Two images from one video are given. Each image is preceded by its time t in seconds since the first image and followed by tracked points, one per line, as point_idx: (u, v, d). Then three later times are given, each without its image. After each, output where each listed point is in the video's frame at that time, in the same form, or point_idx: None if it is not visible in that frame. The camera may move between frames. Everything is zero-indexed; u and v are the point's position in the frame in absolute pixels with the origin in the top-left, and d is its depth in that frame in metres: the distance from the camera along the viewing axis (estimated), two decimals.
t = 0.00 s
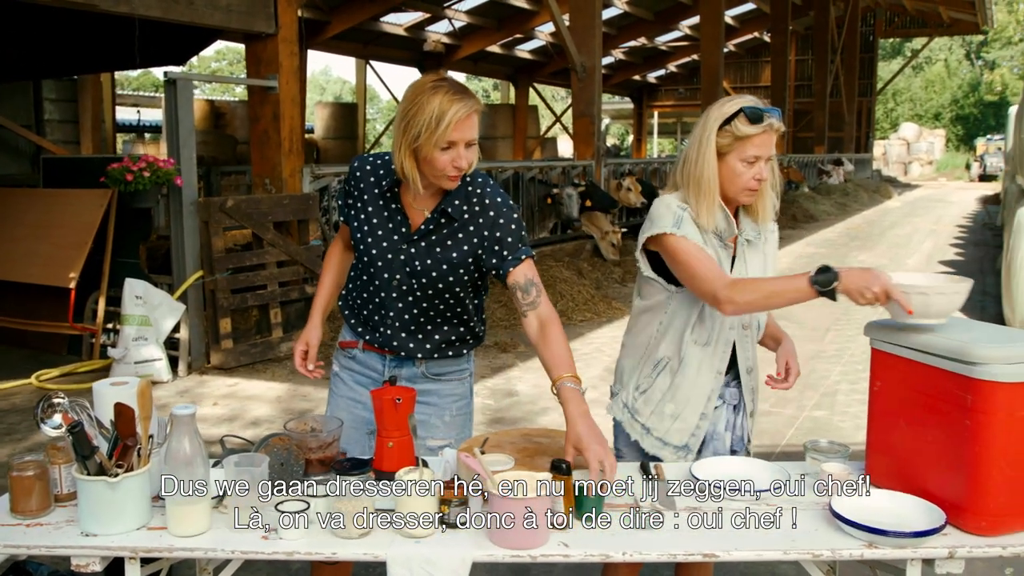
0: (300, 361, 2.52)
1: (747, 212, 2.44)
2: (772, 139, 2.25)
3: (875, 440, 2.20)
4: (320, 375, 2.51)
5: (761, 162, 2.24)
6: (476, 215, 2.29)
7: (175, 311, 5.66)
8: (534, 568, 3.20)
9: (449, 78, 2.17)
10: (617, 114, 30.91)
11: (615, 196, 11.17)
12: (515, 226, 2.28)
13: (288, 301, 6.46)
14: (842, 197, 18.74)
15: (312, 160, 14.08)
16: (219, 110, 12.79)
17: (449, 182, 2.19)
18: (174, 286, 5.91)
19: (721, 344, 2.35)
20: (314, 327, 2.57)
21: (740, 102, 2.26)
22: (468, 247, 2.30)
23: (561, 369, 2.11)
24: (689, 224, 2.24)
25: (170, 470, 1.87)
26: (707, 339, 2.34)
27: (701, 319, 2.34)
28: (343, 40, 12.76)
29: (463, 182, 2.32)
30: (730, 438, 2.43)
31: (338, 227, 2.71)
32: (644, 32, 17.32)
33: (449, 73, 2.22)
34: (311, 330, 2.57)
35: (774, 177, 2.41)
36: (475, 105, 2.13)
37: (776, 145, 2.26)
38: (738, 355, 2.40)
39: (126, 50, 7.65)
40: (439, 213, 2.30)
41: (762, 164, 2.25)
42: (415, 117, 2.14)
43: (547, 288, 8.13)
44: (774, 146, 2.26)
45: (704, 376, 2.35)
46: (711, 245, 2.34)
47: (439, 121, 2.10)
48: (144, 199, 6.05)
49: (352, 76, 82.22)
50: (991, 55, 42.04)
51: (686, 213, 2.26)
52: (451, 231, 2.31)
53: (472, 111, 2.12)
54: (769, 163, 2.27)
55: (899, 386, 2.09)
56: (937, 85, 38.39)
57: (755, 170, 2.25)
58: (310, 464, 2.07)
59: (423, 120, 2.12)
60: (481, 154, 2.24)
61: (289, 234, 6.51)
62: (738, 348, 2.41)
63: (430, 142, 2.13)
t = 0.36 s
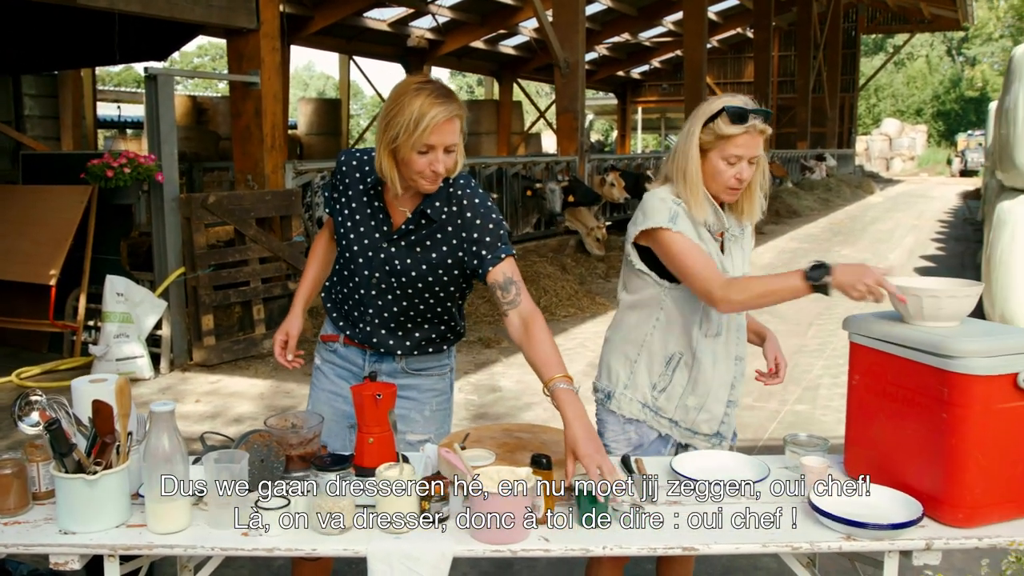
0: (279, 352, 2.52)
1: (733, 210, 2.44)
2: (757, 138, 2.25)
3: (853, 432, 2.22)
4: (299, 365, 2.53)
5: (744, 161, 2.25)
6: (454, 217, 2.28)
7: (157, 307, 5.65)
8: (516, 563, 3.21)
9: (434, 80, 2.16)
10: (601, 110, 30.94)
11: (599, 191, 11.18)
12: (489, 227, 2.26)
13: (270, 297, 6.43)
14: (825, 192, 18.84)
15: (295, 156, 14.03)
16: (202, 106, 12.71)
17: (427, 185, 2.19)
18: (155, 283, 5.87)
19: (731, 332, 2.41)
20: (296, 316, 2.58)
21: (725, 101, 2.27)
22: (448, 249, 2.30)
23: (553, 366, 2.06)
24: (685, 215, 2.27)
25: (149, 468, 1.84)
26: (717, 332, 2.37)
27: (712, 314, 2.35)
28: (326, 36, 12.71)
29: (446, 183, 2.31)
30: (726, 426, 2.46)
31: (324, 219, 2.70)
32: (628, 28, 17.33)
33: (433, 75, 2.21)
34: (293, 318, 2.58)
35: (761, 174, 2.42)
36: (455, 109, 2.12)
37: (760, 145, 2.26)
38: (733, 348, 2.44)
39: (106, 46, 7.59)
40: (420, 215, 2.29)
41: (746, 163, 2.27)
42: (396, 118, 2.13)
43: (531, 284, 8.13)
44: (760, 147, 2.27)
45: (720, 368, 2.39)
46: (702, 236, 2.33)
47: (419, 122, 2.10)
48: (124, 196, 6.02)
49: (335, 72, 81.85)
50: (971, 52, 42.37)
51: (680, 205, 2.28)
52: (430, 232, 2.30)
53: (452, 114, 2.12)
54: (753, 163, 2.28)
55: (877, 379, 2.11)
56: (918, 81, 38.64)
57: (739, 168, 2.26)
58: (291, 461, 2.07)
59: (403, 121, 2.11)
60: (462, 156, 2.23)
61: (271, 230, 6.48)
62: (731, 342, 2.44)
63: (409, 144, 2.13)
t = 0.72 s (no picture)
0: (264, 358, 2.51)
1: (722, 218, 2.41)
2: (735, 147, 2.22)
3: (836, 432, 2.23)
4: (286, 372, 2.51)
5: (720, 172, 2.22)
6: (438, 216, 2.29)
7: (142, 309, 5.60)
8: (502, 563, 3.21)
9: (401, 79, 2.17)
10: (588, 110, 30.97)
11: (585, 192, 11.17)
12: (477, 226, 2.28)
13: (256, 298, 6.42)
14: (810, 192, 18.92)
15: (281, 157, 14.00)
16: (187, 106, 12.65)
17: (398, 185, 2.19)
18: (140, 285, 5.85)
19: (676, 351, 2.43)
20: (280, 323, 2.57)
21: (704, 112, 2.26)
22: (432, 248, 2.30)
23: (521, 351, 2.14)
24: (630, 231, 2.41)
25: (132, 471, 1.82)
26: (658, 350, 2.44)
27: (645, 332, 2.44)
28: (312, 36, 12.68)
29: (424, 181, 2.30)
30: (699, 428, 2.49)
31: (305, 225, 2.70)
32: (614, 28, 17.36)
33: (404, 76, 2.22)
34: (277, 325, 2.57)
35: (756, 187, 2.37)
36: (423, 109, 2.12)
37: (737, 156, 2.22)
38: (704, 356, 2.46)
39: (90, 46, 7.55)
40: (401, 214, 2.29)
41: (726, 175, 2.23)
42: (364, 120, 2.14)
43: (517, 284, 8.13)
44: (739, 160, 2.23)
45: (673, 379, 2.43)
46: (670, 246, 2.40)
47: (385, 124, 2.10)
48: (109, 197, 5.99)
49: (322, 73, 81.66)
50: (955, 53, 42.66)
51: (638, 220, 2.40)
52: (412, 232, 2.30)
53: (418, 115, 2.12)
54: (733, 175, 2.24)
55: (859, 379, 2.12)
56: (903, 82, 38.87)
57: (713, 179, 2.23)
58: (276, 462, 2.08)
59: (370, 123, 2.12)
60: (435, 154, 2.23)
61: (257, 231, 6.46)
62: (705, 351, 2.46)
63: (377, 147, 2.13)
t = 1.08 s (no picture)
0: (254, 362, 2.50)
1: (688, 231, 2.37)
2: (680, 154, 2.20)
3: (825, 433, 2.24)
4: (274, 375, 2.51)
5: (665, 180, 2.21)
6: (424, 222, 2.30)
7: (131, 315, 5.60)
8: (494, 566, 3.21)
9: (390, 89, 2.17)
10: (578, 115, 31.03)
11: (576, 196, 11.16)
12: (463, 233, 2.29)
13: (247, 304, 6.41)
14: (800, 196, 18.98)
15: (271, 163, 14.00)
16: (177, 112, 12.63)
17: (384, 194, 2.19)
18: (129, 291, 5.83)
19: (641, 358, 2.48)
20: (268, 327, 2.57)
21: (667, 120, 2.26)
22: (418, 253, 2.31)
23: (508, 369, 2.12)
24: (595, 238, 2.49)
25: (122, 478, 1.81)
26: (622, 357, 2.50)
27: (611, 338, 2.50)
28: (302, 42, 12.68)
29: (410, 188, 2.31)
30: (660, 435, 2.52)
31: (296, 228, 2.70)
32: (603, 33, 17.40)
33: (393, 84, 2.22)
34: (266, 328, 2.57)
35: (716, 198, 2.30)
36: (409, 122, 2.13)
37: (681, 161, 2.20)
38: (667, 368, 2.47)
39: (78, 52, 7.53)
40: (387, 221, 2.30)
41: (674, 183, 2.21)
42: (349, 130, 2.15)
43: (508, 288, 8.13)
44: (686, 167, 2.21)
45: (634, 385, 2.49)
46: (625, 256, 2.46)
47: (369, 135, 2.11)
48: (98, 203, 5.98)
49: (311, 79, 81.66)
50: (942, 56, 42.91)
51: (603, 227, 2.48)
52: (398, 238, 2.31)
53: (405, 128, 2.13)
54: (681, 184, 2.22)
55: (848, 380, 2.13)
56: (891, 85, 39.09)
57: (659, 187, 2.22)
58: (265, 467, 2.08)
59: (355, 134, 2.13)
60: (422, 162, 2.22)
61: (247, 237, 6.45)
62: (669, 361, 2.47)
63: (361, 158, 2.14)
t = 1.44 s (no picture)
0: (259, 365, 2.51)
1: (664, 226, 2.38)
2: (640, 150, 2.21)
3: (826, 432, 2.24)
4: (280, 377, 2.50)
5: (627, 175, 2.22)
6: (426, 215, 2.32)
7: (133, 312, 5.61)
8: (495, 565, 3.21)
9: (379, 83, 2.17)
10: (580, 113, 31.01)
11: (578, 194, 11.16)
12: (461, 230, 2.34)
13: (249, 302, 6.42)
14: (802, 194, 18.96)
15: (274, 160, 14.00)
16: (179, 110, 12.63)
17: (376, 188, 2.19)
18: (131, 288, 5.83)
19: (634, 360, 2.47)
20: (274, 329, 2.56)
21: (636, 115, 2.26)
22: (417, 246, 2.32)
23: (480, 347, 2.28)
24: (577, 243, 2.50)
25: (123, 476, 1.82)
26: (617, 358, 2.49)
27: (604, 342, 2.50)
28: (305, 39, 12.68)
29: (407, 181, 2.32)
30: (654, 438, 2.52)
31: (297, 229, 2.69)
32: (606, 30, 17.39)
33: (383, 78, 2.22)
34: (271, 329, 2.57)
35: (683, 194, 2.27)
36: (397, 115, 2.13)
37: (644, 159, 2.22)
38: (656, 369, 2.47)
39: (80, 49, 7.53)
40: (386, 214, 2.31)
41: (636, 177, 2.23)
42: (337, 126, 2.15)
43: (510, 287, 8.13)
44: (647, 161, 2.22)
45: (631, 389, 2.48)
46: (606, 258, 2.46)
47: (357, 130, 2.11)
48: (100, 201, 5.98)
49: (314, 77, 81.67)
50: (946, 54, 42.83)
51: (583, 231, 2.49)
52: (398, 231, 2.32)
53: (392, 121, 2.12)
54: (645, 178, 2.23)
55: (849, 379, 2.13)
56: (894, 83, 39.04)
57: (622, 181, 2.24)
58: (266, 465, 2.10)
59: (343, 129, 2.13)
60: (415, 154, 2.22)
61: (249, 234, 6.45)
62: (657, 361, 2.47)
63: (350, 152, 2.14)
